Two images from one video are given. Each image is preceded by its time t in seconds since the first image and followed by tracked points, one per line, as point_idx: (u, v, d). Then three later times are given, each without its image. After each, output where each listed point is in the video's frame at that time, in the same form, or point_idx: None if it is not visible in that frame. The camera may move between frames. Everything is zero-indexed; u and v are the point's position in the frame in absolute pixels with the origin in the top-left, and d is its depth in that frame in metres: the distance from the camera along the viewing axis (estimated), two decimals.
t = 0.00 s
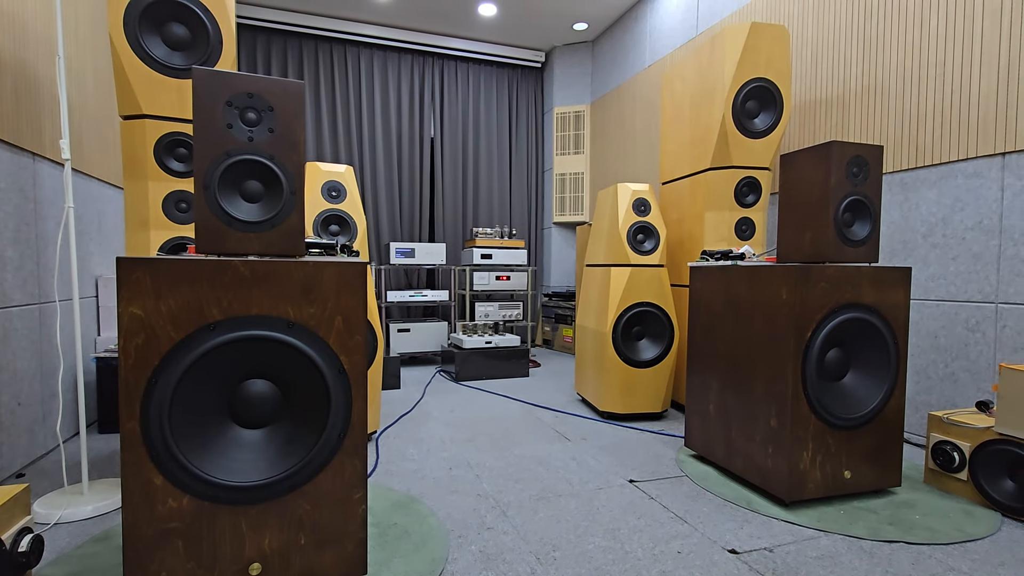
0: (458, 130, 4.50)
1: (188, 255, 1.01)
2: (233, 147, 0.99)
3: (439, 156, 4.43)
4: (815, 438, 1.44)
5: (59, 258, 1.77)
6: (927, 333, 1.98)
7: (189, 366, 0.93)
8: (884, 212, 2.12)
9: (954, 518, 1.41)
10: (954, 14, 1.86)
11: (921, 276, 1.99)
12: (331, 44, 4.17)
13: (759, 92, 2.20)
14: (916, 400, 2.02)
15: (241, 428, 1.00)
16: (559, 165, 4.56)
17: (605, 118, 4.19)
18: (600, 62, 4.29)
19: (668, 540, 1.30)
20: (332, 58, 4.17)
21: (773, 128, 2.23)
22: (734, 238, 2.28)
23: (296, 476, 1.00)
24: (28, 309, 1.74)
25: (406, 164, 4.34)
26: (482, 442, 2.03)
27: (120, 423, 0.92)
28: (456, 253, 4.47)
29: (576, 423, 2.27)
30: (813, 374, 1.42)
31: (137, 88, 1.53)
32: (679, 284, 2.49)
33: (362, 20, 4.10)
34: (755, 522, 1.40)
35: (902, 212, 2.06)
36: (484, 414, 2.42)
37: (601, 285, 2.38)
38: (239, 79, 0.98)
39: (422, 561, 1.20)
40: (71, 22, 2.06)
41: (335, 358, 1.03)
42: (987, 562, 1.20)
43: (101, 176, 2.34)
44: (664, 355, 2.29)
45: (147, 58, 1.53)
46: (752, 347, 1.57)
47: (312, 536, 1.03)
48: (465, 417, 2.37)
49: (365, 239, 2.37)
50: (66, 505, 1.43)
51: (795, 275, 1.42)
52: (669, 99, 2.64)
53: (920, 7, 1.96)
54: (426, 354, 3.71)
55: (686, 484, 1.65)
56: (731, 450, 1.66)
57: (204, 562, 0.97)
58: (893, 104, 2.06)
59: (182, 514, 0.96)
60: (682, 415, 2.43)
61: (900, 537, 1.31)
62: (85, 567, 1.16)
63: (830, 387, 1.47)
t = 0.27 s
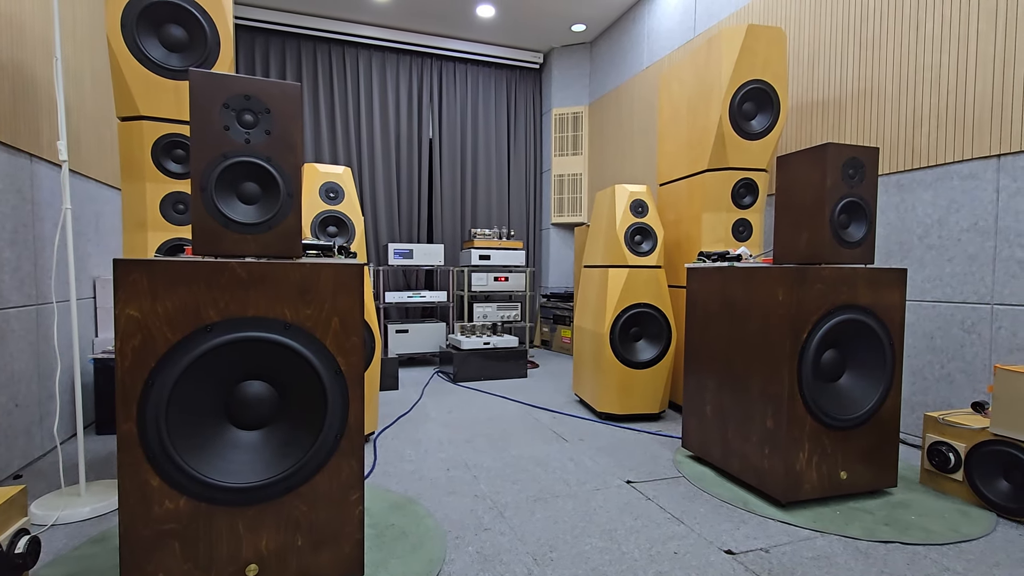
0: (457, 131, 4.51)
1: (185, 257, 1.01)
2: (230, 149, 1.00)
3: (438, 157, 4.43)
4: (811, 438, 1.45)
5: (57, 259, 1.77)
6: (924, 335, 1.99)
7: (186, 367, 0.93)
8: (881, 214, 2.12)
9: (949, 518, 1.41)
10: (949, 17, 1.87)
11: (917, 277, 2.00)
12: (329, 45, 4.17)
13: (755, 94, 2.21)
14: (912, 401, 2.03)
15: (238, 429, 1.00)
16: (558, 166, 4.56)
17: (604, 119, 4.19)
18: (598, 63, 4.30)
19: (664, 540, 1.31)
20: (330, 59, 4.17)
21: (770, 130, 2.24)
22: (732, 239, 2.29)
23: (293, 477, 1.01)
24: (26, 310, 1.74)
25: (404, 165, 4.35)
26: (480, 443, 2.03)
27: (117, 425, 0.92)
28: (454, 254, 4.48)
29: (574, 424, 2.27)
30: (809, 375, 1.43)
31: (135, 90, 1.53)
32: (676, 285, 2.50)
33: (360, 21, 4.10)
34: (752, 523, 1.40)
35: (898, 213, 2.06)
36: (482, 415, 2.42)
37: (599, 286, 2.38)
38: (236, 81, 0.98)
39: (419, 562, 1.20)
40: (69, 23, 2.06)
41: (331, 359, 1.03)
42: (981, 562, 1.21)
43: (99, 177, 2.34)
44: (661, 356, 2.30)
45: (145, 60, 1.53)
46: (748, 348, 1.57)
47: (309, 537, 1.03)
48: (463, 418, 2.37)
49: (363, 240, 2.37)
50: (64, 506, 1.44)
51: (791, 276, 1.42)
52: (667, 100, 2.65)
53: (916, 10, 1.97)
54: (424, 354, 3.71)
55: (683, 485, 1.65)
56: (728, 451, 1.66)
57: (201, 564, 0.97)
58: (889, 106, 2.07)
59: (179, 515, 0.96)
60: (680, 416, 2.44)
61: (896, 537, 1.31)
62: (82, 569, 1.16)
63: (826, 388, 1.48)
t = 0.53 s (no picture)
0: (456, 131, 4.51)
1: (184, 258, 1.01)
2: (228, 150, 1.00)
3: (437, 158, 4.44)
4: (808, 439, 1.45)
5: (55, 260, 1.77)
6: (921, 335, 1.99)
7: (184, 368, 0.93)
8: (878, 215, 2.13)
9: (946, 519, 1.41)
10: (946, 19, 1.88)
11: (914, 278, 2.01)
12: (328, 46, 4.18)
13: (753, 96, 2.21)
14: (909, 402, 2.03)
15: (236, 430, 1.00)
16: (556, 167, 4.57)
17: (602, 120, 4.20)
18: (597, 64, 4.30)
19: (662, 541, 1.31)
20: (329, 60, 4.18)
21: (768, 131, 2.25)
22: (730, 240, 2.30)
23: (292, 477, 1.01)
24: (25, 311, 1.75)
25: (403, 166, 4.35)
26: (478, 443, 2.04)
27: (116, 425, 0.92)
28: (453, 255, 4.48)
29: (572, 425, 2.27)
30: (806, 376, 1.43)
31: (134, 91, 1.54)
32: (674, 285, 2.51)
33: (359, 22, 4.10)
34: (749, 523, 1.41)
35: (896, 215, 2.07)
36: (480, 415, 2.42)
37: (597, 286, 2.39)
38: (234, 82, 0.99)
39: (417, 562, 1.21)
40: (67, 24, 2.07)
41: (330, 360, 1.03)
42: (977, 562, 1.21)
43: (97, 178, 2.34)
44: (660, 357, 2.31)
45: (144, 61, 1.54)
46: (745, 349, 1.58)
47: (308, 537, 1.04)
48: (462, 418, 2.37)
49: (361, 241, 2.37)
50: (62, 506, 1.44)
51: (788, 277, 1.43)
52: (665, 101, 2.65)
53: (913, 12, 1.98)
54: (423, 355, 3.71)
55: (681, 485, 1.66)
56: (726, 451, 1.66)
57: (199, 564, 0.98)
58: (886, 107, 2.07)
59: (178, 516, 0.96)
60: (678, 417, 2.44)
61: (893, 537, 1.32)
62: (81, 569, 1.17)
63: (823, 389, 1.48)
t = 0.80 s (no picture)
0: (455, 132, 4.51)
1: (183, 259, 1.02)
2: (227, 151, 1.00)
3: (436, 158, 4.44)
4: (806, 439, 1.46)
5: (55, 261, 1.78)
6: (919, 335, 2.00)
7: (183, 368, 0.93)
8: (876, 215, 2.14)
9: (943, 519, 1.42)
10: (944, 20, 1.88)
11: (913, 279, 2.01)
12: (328, 46, 4.18)
13: (752, 96, 2.22)
14: (907, 402, 2.04)
15: (235, 430, 1.00)
16: (556, 167, 4.57)
17: (602, 121, 4.20)
18: (596, 65, 4.31)
19: (660, 540, 1.32)
20: (328, 60, 4.18)
21: (766, 132, 2.26)
22: (728, 240, 2.30)
23: (290, 478, 1.01)
24: (24, 311, 1.75)
25: (403, 166, 4.35)
26: (477, 443, 2.04)
27: (114, 426, 0.93)
28: (452, 255, 4.48)
29: (571, 425, 2.28)
30: (804, 376, 1.44)
31: (134, 92, 1.54)
32: (673, 286, 2.51)
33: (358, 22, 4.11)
34: (747, 523, 1.41)
35: (894, 215, 2.07)
36: (479, 415, 2.43)
37: (596, 287, 2.39)
38: (234, 83, 0.99)
39: (416, 562, 1.21)
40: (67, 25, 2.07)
41: (329, 360, 1.04)
42: (975, 562, 1.21)
43: (97, 179, 2.34)
44: (659, 357, 2.31)
45: (143, 62, 1.54)
46: (743, 349, 1.58)
47: (307, 537, 1.04)
48: (461, 419, 2.38)
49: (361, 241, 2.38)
50: (62, 506, 1.44)
51: (786, 278, 1.43)
52: (664, 102, 2.66)
53: (911, 13, 1.98)
54: (422, 355, 3.72)
55: (679, 485, 1.66)
56: (724, 451, 1.67)
57: (198, 564, 0.98)
58: (885, 108, 2.08)
59: (177, 515, 0.96)
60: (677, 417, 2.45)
61: (890, 538, 1.32)
62: (80, 569, 1.17)
63: (821, 389, 1.49)
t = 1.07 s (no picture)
0: (455, 132, 4.51)
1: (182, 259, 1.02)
2: (227, 152, 1.00)
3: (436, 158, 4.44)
4: (805, 439, 1.46)
5: (54, 261, 1.78)
6: (918, 336, 2.00)
7: (182, 369, 0.94)
8: (875, 215, 2.14)
9: (942, 519, 1.42)
10: (943, 21, 1.88)
11: (912, 279, 2.01)
12: (327, 46, 4.18)
13: (751, 97, 2.22)
14: (906, 402, 2.04)
15: (235, 430, 1.00)
16: (556, 167, 4.57)
17: (601, 121, 4.21)
18: (596, 65, 4.31)
19: (659, 540, 1.32)
20: (328, 60, 4.18)
21: (766, 132, 2.26)
22: (728, 240, 2.30)
23: (290, 478, 1.01)
24: (23, 312, 1.75)
25: (402, 166, 4.36)
26: (477, 443, 2.04)
27: (114, 426, 0.93)
28: (452, 255, 4.48)
29: (570, 425, 2.28)
30: (803, 376, 1.44)
31: (133, 92, 1.54)
32: (672, 286, 2.51)
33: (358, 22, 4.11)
34: (746, 523, 1.41)
35: (893, 216, 2.08)
36: (479, 416, 2.43)
37: (596, 287, 2.39)
38: (233, 84, 0.99)
39: (415, 562, 1.21)
40: (66, 25, 2.07)
41: (328, 360, 1.04)
42: (973, 562, 1.22)
43: (96, 179, 2.34)
44: (658, 357, 2.31)
45: (142, 62, 1.54)
46: (743, 349, 1.58)
47: (306, 538, 1.04)
48: (460, 419, 2.38)
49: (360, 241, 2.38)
50: (61, 506, 1.44)
51: (785, 278, 1.43)
52: (663, 102, 2.66)
53: (910, 14, 1.99)
54: (422, 355, 3.72)
55: (678, 485, 1.66)
56: (723, 451, 1.67)
57: (197, 564, 0.98)
58: (884, 108, 2.08)
59: (176, 516, 0.96)
60: (676, 417, 2.45)
61: (889, 538, 1.32)
62: (80, 569, 1.17)
63: (820, 389, 1.49)
